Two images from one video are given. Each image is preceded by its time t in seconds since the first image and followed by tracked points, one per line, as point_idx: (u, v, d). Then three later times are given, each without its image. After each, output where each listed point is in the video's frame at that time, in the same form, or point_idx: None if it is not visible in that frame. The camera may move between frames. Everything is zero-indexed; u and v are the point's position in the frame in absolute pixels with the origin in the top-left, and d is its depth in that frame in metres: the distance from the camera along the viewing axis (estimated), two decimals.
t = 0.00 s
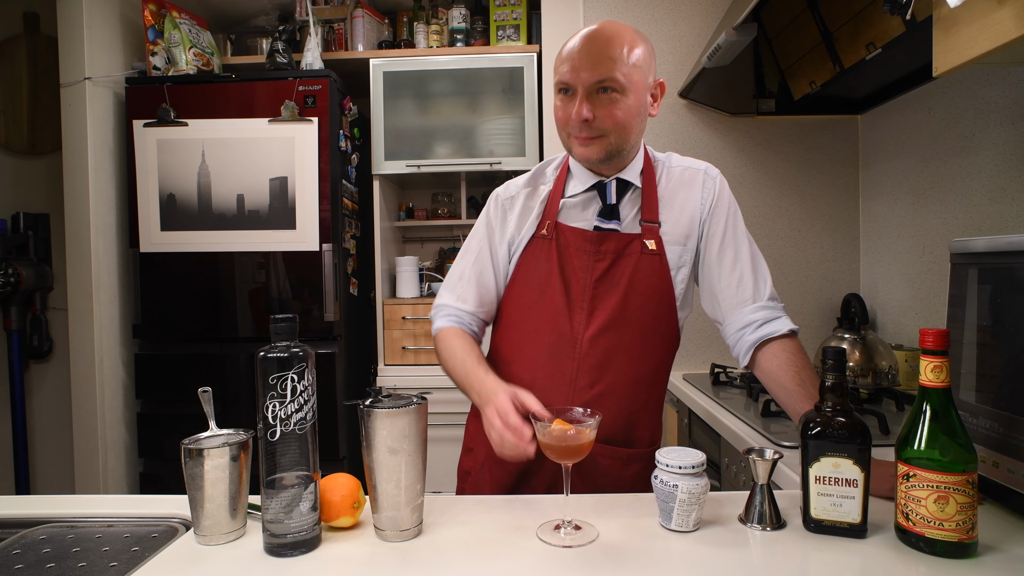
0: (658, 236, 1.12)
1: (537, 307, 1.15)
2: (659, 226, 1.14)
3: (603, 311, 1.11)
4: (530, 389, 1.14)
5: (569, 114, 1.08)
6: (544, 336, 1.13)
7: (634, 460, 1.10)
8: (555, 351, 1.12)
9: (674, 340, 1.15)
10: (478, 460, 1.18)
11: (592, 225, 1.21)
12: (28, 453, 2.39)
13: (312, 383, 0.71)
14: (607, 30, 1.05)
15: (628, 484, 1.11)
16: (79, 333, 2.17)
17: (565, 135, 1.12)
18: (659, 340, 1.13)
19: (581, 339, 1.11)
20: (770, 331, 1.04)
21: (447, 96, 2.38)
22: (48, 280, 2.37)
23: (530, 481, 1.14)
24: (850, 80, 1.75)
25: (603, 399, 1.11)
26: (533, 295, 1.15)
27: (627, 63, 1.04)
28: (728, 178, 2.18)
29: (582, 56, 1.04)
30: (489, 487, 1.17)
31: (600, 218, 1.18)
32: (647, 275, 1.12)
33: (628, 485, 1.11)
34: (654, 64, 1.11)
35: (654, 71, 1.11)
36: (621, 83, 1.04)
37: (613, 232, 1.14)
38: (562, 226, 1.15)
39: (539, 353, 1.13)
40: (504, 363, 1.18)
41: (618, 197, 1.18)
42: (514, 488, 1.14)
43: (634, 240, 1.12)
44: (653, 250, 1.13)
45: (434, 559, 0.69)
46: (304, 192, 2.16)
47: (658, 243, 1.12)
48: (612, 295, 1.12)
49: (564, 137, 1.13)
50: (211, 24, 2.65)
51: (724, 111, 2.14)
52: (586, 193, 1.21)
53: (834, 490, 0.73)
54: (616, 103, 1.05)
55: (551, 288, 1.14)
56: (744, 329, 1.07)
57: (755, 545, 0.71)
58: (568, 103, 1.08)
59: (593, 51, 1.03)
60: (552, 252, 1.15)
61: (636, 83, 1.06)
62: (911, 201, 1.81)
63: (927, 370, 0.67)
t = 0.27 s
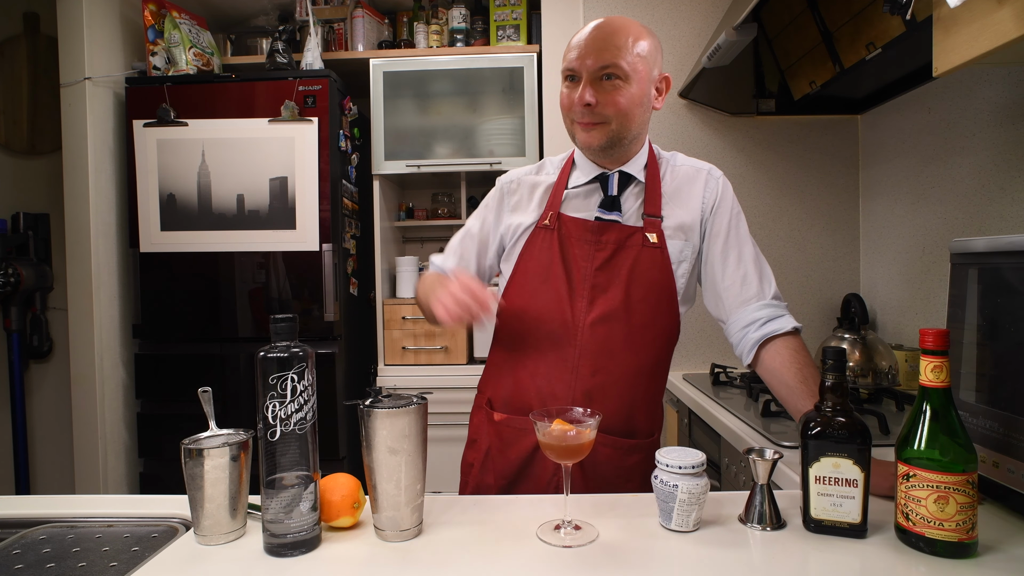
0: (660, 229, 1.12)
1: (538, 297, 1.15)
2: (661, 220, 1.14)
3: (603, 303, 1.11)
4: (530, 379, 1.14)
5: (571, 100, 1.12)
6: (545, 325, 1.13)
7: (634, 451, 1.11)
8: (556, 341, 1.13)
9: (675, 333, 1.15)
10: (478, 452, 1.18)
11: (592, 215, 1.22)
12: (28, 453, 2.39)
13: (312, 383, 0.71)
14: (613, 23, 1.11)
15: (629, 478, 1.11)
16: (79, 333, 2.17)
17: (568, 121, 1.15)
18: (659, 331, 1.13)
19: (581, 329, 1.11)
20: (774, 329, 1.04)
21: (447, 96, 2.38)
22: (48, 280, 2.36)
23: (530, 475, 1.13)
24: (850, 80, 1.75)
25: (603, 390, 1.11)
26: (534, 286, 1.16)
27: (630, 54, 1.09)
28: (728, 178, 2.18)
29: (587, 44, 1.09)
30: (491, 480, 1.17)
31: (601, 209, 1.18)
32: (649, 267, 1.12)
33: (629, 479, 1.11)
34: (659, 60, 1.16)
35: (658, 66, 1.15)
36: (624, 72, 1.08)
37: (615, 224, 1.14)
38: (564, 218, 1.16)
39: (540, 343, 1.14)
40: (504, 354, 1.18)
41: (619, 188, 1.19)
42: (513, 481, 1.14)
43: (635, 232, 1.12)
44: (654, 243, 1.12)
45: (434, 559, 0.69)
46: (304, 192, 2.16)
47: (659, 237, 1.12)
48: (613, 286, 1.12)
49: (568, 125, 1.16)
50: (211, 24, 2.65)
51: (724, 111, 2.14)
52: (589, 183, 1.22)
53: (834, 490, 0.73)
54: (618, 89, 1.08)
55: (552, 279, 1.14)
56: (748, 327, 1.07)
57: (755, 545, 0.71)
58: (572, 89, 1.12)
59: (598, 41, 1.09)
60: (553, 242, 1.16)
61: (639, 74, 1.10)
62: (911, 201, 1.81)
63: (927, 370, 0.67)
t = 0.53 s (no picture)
0: (648, 229, 1.12)
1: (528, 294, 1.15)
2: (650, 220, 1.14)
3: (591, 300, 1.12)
4: (518, 377, 1.13)
5: (555, 100, 1.11)
6: (534, 323, 1.13)
7: (622, 446, 1.11)
8: (545, 339, 1.12)
9: (661, 331, 1.16)
10: (466, 448, 1.18)
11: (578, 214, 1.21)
12: (28, 453, 2.39)
13: (311, 383, 0.71)
14: (597, 22, 1.10)
15: (618, 475, 1.12)
16: (79, 333, 2.17)
17: (552, 121, 1.14)
18: (645, 329, 1.13)
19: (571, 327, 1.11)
20: (771, 329, 1.03)
21: (447, 96, 2.38)
22: (48, 280, 2.36)
23: (519, 472, 1.12)
24: (850, 80, 1.75)
25: (591, 387, 1.11)
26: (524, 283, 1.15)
27: (615, 53, 1.09)
28: (728, 178, 2.18)
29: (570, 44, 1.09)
30: (478, 478, 1.16)
31: (586, 208, 1.18)
32: (638, 266, 1.12)
33: (618, 476, 1.12)
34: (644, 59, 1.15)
35: (643, 64, 1.15)
36: (608, 70, 1.08)
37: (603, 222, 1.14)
38: (553, 215, 1.15)
39: (529, 340, 1.13)
40: (493, 352, 1.17)
41: (606, 188, 1.18)
42: (501, 478, 1.13)
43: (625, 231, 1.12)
44: (643, 243, 1.12)
45: (434, 560, 0.69)
46: (304, 192, 2.16)
47: (648, 236, 1.11)
48: (601, 284, 1.12)
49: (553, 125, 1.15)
50: (210, 24, 2.65)
51: (724, 111, 2.14)
52: (575, 181, 1.21)
53: (834, 490, 0.72)
54: (603, 86, 1.08)
55: (542, 276, 1.14)
56: (746, 330, 1.07)
57: (754, 545, 0.71)
58: (555, 88, 1.11)
59: (582, 39, 1.08)
60: (543, 240, 1.15)
61: (624, 71, 1.09)
62: (911, 201, 1.81)
63: (927, 370, 0.67)
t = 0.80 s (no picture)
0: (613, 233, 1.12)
1: (490, 297, 1.12)
2: (615, 224, 1.15)
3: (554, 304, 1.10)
4: (479, 381, 1.12)
5: (513, 97, 1.06)
6: (496, 327, 1.11)
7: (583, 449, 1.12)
8: (507, 343, 1.11)
9: (622, 335, 1.16)
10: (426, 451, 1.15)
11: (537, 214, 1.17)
12: (28, 452, 2.39)
13: (312, 383, 0.71)
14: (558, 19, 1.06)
15: (579, 478, 1.12)
16: (79, 332, 2.17)
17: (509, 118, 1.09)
18: (606, 333, 1.13)
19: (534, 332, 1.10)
20: (743, 330, 1.05)
21: (447, 96, 2.38)
22: (48, 280, 2.36)
23: (479, 476, 1.11)
24: (850, 81, 1.75)
25: (553, 391, 1.10)
26: (486, 286, 1.13)
27: (573, 49, 1.05)
28: (729, 178, 2.18)
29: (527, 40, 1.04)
30: (435, 481, 1.14)
31: (547, 210, 1.16)
32: (601, 271, 1.12)
33: (578, 479, 1.12)
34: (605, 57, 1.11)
35: (603, 62, 1.11)
36: (566, 66, 1.03)
37: (568, 226, 1.12)
38: (517, 217, 1.13)
39: (491, 344, 1.11)
40: (453, 355, 1.15)
41: (566, 189, 1.14)
42: (459, 482, 1.11)
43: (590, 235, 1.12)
44: (607, 248, 1.12)
45: (434, 560, 0.69)
46: (304, 192, 2.16)
47: (612, 241, 1.11)
48: (564, 288, 1.11)
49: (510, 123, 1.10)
50: (211, 24, 2.65)
51: (724, 111, 2.14)
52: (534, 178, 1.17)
53: (834, 491, 0.72)
54: (561, 85, 1.04)
55: (505, 280, 1.12)
56: (719, 332, 1.07)
57: (754, 545, 0.71)
58: (513, 86, 1.06)
59: (540, 36, 1.04)
60: (507, 242, 1.13)
61: (583, 67, 1.05)
62: (911, 201, 1.81)
63: (927, 370, 0.67)
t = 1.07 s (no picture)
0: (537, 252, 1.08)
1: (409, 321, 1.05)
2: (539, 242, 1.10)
3: (478, 329, 1.04)
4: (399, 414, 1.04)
5: (422, 116, 0.99)
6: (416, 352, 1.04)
7: (513, 472, 1.07)
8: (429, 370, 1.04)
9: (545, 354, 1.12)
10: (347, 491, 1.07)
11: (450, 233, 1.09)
12: (28, 452, 2.39)
13: (312, 383, 0.71)
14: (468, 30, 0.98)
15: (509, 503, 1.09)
16: (79, 332, 2.17)
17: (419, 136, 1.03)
18: (531, 354, 1.09)
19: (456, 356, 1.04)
20: (593, 336, 1.13)
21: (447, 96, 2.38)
22: (48, 280, 2.36)
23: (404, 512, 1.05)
24: (850, 81, 1.75)
25: (479, 421, 1.03)
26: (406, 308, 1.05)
27: (484, 65, 0.98)
28: (729, 178, 2.18)
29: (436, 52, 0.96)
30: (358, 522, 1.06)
31: (464, 229, 1.08)
32: (527, 291, 1.07)
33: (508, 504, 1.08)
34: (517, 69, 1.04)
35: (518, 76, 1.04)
36: (477, 84, 0.97)
37: (491, 246, 1.07)
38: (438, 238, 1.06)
39: (411, 373, 1.04)
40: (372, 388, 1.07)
41: (482, 207, 1.08)
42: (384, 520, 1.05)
43: (513, 254, 1.07)
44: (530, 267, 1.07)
45: (434, 560, 0.69)
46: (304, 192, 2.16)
47: (537, 260, 1.07)
48: (487, 310, 1.05)
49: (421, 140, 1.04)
50: (211, 24, 2.65)
51: (724, 111, 2.14)
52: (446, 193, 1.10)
53: (834, 491, 0.72)
54: (470, 105, 0.97)
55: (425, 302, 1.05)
56: (574, 334, 1.16)
57: (754, 545, 0.71)
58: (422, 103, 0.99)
59: (448, 50, 0.96)
60: (425, 262, 1.06)
61: (494, 85, 0.98)
62: (912, 202, 1.81)
63: (926, 370, 0.67)
